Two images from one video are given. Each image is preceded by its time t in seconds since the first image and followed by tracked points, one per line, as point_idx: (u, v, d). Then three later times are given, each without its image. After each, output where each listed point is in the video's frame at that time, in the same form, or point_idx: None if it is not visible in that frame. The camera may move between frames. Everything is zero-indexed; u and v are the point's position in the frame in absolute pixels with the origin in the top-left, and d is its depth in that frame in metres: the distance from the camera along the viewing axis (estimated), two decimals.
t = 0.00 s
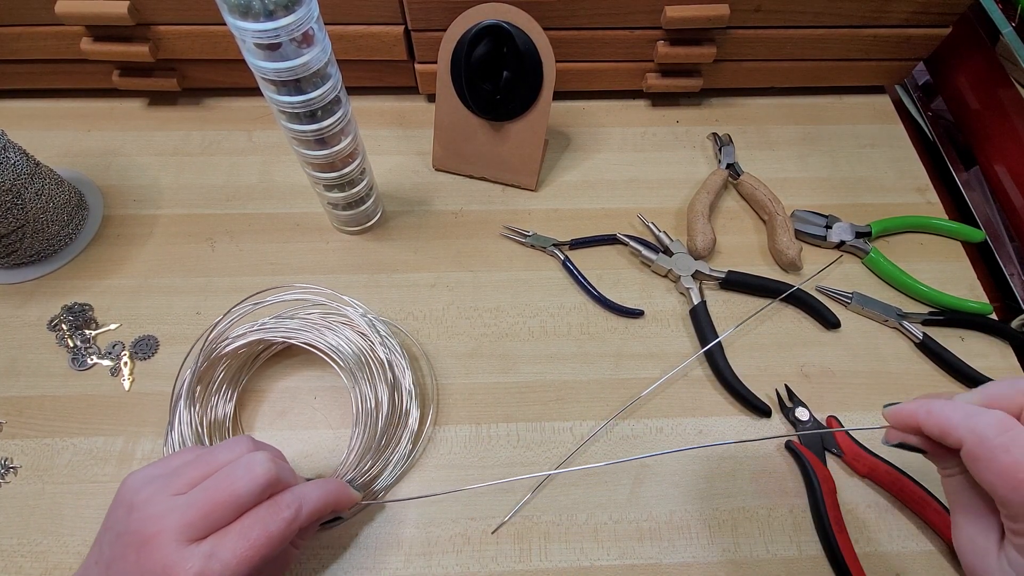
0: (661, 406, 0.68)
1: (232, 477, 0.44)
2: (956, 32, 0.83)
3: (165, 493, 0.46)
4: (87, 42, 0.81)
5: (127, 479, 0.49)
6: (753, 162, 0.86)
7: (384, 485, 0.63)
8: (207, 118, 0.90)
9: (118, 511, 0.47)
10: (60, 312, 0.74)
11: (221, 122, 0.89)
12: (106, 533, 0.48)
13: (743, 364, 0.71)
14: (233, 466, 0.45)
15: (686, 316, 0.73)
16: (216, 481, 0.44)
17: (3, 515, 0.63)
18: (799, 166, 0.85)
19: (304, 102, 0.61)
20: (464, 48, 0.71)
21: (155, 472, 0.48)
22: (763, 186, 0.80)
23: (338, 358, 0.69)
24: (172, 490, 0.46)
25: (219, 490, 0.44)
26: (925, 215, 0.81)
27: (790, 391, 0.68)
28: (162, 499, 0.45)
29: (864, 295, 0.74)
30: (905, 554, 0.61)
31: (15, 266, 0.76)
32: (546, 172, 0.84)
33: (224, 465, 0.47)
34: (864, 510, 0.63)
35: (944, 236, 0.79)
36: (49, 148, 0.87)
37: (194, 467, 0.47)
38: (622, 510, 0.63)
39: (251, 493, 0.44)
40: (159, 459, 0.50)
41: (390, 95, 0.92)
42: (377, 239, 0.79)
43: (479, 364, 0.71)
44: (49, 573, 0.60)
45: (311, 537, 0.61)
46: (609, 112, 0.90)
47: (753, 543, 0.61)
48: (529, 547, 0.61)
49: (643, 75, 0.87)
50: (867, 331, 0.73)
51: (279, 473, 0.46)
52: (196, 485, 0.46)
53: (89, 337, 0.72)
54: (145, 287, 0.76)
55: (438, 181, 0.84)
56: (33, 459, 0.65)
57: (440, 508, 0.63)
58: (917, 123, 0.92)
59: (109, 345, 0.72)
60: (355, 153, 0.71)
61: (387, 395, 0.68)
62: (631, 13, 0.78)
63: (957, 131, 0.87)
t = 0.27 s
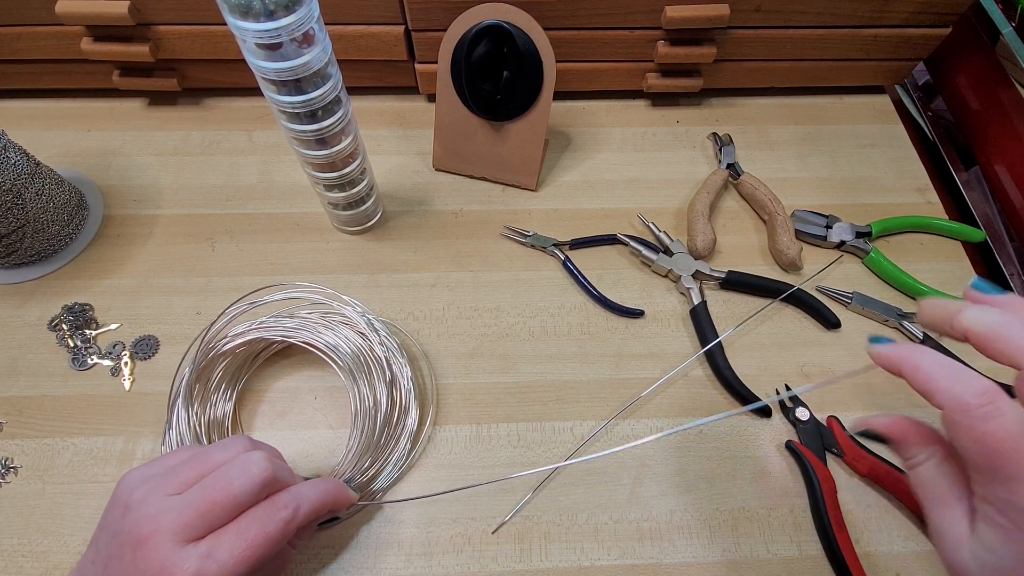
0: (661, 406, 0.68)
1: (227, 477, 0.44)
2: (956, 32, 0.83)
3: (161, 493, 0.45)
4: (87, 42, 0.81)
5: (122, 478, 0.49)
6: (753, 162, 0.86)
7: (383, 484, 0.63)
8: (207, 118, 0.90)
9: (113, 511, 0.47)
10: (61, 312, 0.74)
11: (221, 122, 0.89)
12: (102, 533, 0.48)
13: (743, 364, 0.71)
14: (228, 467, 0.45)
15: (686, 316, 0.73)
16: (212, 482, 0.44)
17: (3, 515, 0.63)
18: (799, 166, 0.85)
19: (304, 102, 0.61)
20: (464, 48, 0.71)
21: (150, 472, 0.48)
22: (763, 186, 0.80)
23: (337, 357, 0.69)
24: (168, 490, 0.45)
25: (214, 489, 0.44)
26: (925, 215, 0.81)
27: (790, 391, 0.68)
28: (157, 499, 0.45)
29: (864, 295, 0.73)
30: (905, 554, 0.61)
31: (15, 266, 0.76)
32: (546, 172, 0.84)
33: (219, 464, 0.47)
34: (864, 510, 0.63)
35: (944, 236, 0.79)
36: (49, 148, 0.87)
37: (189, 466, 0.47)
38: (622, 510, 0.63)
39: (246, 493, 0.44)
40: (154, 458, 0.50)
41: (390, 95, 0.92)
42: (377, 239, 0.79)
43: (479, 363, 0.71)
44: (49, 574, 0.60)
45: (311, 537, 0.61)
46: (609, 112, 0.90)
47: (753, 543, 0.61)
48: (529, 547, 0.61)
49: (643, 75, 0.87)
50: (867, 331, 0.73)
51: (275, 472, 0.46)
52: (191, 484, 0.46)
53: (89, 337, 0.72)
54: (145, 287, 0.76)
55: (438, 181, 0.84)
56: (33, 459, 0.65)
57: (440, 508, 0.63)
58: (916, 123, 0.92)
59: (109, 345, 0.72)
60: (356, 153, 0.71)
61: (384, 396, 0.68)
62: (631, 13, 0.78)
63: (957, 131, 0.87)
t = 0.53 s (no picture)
0: (661, 406, 0.68)
1: (227, 473, 0.45)
2: (956, 32, 0.83)
3: (163, 488, 0.46)
4: (87, 42, 0.81)
5: (125, 475, 0.49)
6: (753, 162, 0.86)
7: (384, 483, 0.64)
8: (207, 118, 0.90)
9: (116, 508, 0.47)
10: (61, 312, 0.74)
11: (221, 122, 0.89)
12: (104, 530, 0.48)
13: (743, 364, 0.71)
14: (228, 462, 0.45)
15: (686, 316, 0.73)
16: (212, 477, 0.44)
17: (3, 515, 0.63)
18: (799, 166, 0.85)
19: (304, 102, 0.61)
20: (464, 48, 0.71)
21: (152, 468, 0.48)
22: (763, 186, 0.80)
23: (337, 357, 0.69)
24: (169, 486, 0.46)
25: (216, 484, 0.44)
26: (925, 215, 0.81)
27: (790, 391, 0.68)
28: (159, 495, 0.45)
29: (864, 295, 0.74)
30: (905, 554, 0.61)
31: (15, 266, 0.76)
32: (546, 172, 0.84)
33: (220, 460, 0.47)
34: (864, 510, 0.63)
35: (944, 236, 0.79)
36: (49, 148, 0.87)
37: (190, 463, 0.47)
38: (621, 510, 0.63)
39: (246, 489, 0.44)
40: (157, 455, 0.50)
41: (390, 95, 0.92)
42: (377, 239, 0.79)
43: (479, 363, 0.71)
44: (50, 573, 0.60)
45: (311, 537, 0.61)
46: (609, 112, 0.90)
47: (752, 542, 0.61)
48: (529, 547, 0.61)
49: (643, 75, 0.87)
50: (868, 331, 0.73)
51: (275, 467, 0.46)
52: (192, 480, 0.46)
53: (89, 337, 0.72)
54: (145, 288, 0.76)
55: (438, 181, 0.84)
56: (34, 459, 0.65)
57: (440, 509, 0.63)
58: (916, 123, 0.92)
59: (109, 345, 0.72)
60: (356, 153, 0.71)
61: (385, 395, 0.68)
62: (631, 13, 0.78)
63: (957, 131, 0.87)
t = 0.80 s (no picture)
0: (661, 406, 0.68)
1: (225, 477, 0.45)
2: (956, 32, 0.83)
3: (160, 492, 0.46)
4: (87, 42, 0.81)
5: (123, 477, 0.49)
6: (753, 162, 0.86)
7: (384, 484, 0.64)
8: (207, 118, 0.90)
9: (112, 511, 0.47)
10: (61, 312, 0.74)
11: (221, 122, 0.90)
12: (101, 532, 0.48)
13: (743, 364, 0.71)
14: (226, 466, 0.45)
15: (686, 317, 0.73)
16: (209, 482, 0.44)
17: (3, 516, 0.63)
18: (799, 166, 0.85)
19: (304, 102, 0.61)
20: (464, 48, 0.71)
21: (150, 471, 0.48)
22: (763, 186, 0.80)
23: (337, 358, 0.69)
24: (167, 489, 0.46)
25: (213, 488, 0.44)
26: (925, 215, 0.81)
27: (789, 391, 0.68)
28: (156, 499, 0.45)
29: (864, 295, 0.74)
30: (905, 554, 0.61)
31: (15, 266, 0.76)
32: (546, 172, 0.84)
33: (218, 464, 0.47)
34: (864, 510, 0.63)
35: (944, 236, 0.79)
36: (49, 148, 0.87)
37: (188, 467, 0.47)
38: (621, 510, 0.63)
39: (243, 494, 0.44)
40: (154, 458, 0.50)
41: (390, 95, 0.92)
42: (377, 239, 0.79)
43: (479, 364, 0.71)
44: (49, 574, 0.60)
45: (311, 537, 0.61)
46: (609, 112, 0.90)
47: (752, 543, 0.61)
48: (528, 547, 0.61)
49: (643, 75, 0.87)
50: (868, 331, 0.73)
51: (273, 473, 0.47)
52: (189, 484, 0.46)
53: (89, 337, 0.72)
54: (145, 288, 0.76)
55: (438, 181, 0.84)
56: (33, 459, 0.65)
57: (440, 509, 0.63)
58: (916, 123, 0.92)
59: (109, 345, 0.72)
60: (355, 153, 0.71)
61: (386, 398, 0.68)
62: (631, 13, 0.78)
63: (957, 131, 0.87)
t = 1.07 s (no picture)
0: (662, 406, 0.68)
1: (238, 474, 0.45)
2: (956, 32, 0.83)
3: (170, 489, 0.46)
4: (88, 42, 0.81)
5: (132, 475, 0.49)
6: (753, 162, 0.86)
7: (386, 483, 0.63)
8: (208, 118, 0.90)
9: (121, 509, 0.47)
10: (61, 312, 0.74)
11: (221, 122, 0.90)
12: (110, 531, 0.48)
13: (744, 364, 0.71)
14: (239, 463, 0.46)
15: (686, 317, 0.73)
16: (221, 479, 0.45)
17: (3, 516, 0.63)
18: (799, 166, 0.85)
19: (305, 102, 0.61)
20: (464, 48, 0.71)
21: (159, 469, 0.48)
22: (763, 186, 0.80)
23: (339, 359, 0.69)
24: (178, 487, 0.46)
25: (226, 484, 0.44)
26: (925, 215, 0.81)
27: (790, 391, 0.68)
28: (167, 496, 0.45)
29: (865, 295, 0.74)
30: (905, 554, 0.61)
31: (15, 266, 0.76)
32: (546, 172, 0.84)
33: (228, 462, 0.47)
34: (865, 510, 0.63)
35: (943, 236, 0.79)
36: (49, 148, 0.87)
37: (198, 464, 0.47)
38: (621, 509, 0.63)
39: (256, 490, 0.45)
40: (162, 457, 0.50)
41: (390, 95, 0.92)
42: (377, 240, 0.79)
43: (480, 364, 0.71)
44: (50, 574, 0.60)
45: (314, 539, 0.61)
46: (609, 112, 0.90)
47: (753, 543, 0.61)
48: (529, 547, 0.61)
49: (643, 75, 0.87)
50: (868, 331, 0.73)
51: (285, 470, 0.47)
52: (200, 481, 0.46)
53: (89, 337, 0.72)
54: (145, 287, 0.76)
55: (438, 181, 0.84)
56: (34, 459, 0.65)
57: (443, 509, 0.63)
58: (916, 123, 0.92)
59: (109, 345, 0.72)
60: (356, 153, 0.71)
61: (391, 399, 0.68)
62: (631, 14, 0.78)
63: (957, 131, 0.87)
